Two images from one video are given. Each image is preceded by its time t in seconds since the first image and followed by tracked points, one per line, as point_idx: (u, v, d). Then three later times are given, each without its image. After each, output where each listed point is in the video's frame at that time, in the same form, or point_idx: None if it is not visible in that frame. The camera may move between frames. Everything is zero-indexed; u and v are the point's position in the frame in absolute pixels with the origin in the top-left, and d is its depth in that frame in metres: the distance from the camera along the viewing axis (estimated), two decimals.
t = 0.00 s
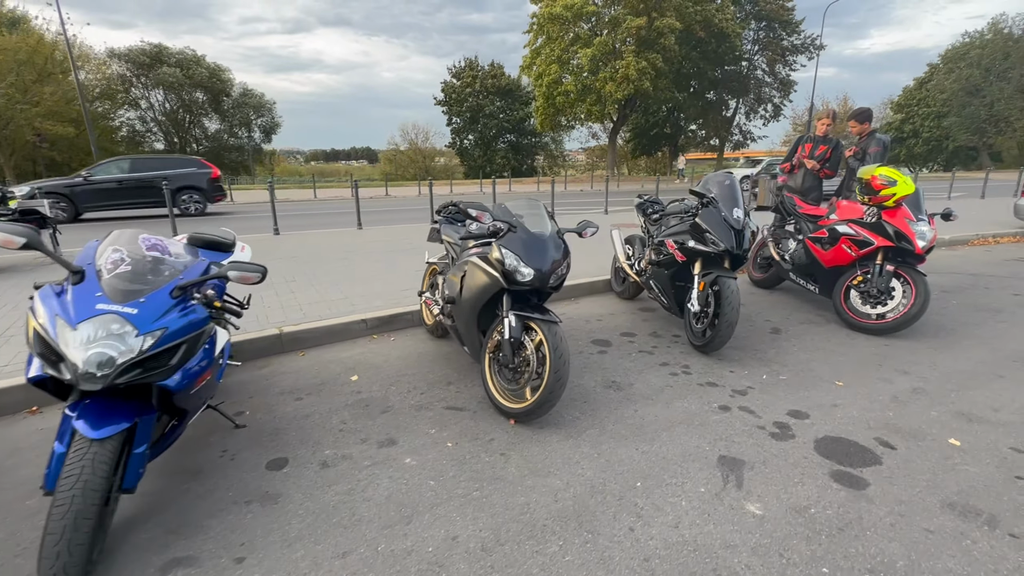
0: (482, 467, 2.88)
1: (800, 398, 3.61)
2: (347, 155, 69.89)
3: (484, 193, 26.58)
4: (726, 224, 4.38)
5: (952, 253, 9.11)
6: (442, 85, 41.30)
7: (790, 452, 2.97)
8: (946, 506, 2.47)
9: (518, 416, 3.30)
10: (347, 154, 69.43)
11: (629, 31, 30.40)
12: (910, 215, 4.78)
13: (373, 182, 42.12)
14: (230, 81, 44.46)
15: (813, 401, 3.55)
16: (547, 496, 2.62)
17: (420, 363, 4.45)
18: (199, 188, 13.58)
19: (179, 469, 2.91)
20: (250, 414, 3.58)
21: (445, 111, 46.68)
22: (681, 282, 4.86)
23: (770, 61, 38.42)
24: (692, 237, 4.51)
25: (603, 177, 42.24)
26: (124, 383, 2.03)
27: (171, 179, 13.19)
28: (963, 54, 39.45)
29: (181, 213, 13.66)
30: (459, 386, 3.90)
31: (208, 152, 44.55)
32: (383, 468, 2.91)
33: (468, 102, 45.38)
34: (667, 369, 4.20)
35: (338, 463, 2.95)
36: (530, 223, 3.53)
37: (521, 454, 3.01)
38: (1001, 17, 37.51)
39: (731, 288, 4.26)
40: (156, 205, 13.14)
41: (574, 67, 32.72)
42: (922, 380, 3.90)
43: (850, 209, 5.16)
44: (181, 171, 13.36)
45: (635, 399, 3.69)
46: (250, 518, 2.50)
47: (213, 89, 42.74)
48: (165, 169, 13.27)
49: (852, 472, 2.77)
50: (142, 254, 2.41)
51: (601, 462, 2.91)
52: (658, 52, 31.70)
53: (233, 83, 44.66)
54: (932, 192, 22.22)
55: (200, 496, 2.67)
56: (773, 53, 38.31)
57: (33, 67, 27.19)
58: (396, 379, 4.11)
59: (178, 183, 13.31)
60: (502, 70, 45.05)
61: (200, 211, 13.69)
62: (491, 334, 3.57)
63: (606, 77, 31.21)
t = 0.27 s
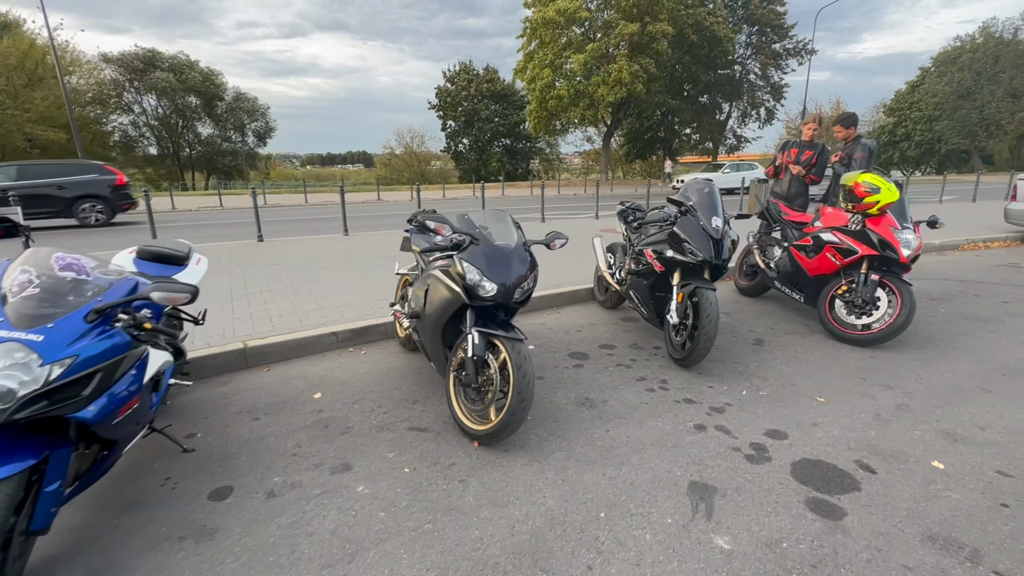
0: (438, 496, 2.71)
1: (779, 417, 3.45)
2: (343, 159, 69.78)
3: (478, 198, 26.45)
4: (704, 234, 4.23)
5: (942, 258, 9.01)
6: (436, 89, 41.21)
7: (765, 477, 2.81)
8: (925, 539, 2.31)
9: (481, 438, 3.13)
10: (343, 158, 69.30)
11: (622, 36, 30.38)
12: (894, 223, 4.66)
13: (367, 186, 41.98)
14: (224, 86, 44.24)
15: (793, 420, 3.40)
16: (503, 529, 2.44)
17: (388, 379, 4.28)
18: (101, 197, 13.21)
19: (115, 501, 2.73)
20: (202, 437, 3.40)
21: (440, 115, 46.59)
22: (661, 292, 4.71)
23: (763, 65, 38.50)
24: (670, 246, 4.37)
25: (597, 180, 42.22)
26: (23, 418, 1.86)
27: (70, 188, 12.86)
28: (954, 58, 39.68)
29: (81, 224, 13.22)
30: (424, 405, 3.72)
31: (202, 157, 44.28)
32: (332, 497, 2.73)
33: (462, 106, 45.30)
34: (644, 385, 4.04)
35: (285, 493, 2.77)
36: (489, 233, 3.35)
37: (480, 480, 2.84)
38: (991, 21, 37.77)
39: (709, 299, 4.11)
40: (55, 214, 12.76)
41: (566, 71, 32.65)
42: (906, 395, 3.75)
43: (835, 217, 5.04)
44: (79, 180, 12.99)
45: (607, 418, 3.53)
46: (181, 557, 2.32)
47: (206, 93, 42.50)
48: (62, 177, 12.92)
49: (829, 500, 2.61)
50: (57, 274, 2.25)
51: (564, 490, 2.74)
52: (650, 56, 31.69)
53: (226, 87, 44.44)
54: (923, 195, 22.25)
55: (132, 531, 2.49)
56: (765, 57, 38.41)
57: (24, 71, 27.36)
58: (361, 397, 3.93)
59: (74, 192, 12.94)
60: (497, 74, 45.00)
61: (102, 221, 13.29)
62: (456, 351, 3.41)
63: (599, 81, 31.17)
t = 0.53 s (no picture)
0: (384, 520, 2.56)
1: (749, 429, 3.33)
2: (335, 164, 69.46)
3: (468, 202, 26.33)
4: (675, 240, 4.12)
5: (924, 262, 9.00)
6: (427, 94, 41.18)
7: (730, 496, 2.68)
8: (893, 564, 2.19)
9: (437, 456, 2.97)
10: (337, 163, 69.13)
11: (610, 42, 30.50)
12: (870, 229, 4.57)
13: (359, 191, 41.81)
14: (214, 91, 43.91)
15: (763, 433, 3.28)
16: (448, 559, 2.29)
17: (350, 392, 4.11)
18: None
19: (37, 530, 2.54)
20: (144, 456, 3.22)
21: (431, 120, 46.53)
22: (634, 300, 4.58)
23: (750, 71, 38.81)
24: (642, 253, 4.25)
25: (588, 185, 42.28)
26: None
27: None
28: (938, 64, 40.27)
29: None
30: (383, 421, 3.56)
31: (191, 162, 43.84)
32: (271, 523, 2.57)
33: (453, 111, 45.21)
34: (614, 397, 3.91)
35: (221, 519, 2.60)
36: (444, 238, 3.18)
37: (431, 503, 2.69)
38: (973, 27, 38.36)
39: (681, 308, 3.99)
40: None
41: (555, 77, 32.66)
42: (882, 405, 3.64)
43: (812, 222, 4.96)
44: None
45: (572, 433, 3.38)
46: None
47: (195, 98, 42.11)
48: None
49: (794, 521, 2.48)
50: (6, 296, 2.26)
51: (518, 512, 2.60)
52: (639, 62, 31.83)
53: (216, 92, 44.12)
54: (908, 199, 22.44)
55: (49, 564, 2.31)
56: (752, 63, 38.77)
57: (8, 76, 27.13)
58: (318, 412, 3.76)
59: None
60: (488, 80, 45.06)
61: None
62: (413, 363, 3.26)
63: (588, 86, 31.24)
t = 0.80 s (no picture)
0: (322, 544, 2.41)
1: (716, 441, 3.21)
2: (330, 166, 69.13)
3: (460, 204, 26.16)
4: (645, 243, 3.99)
5: (909, 263, 8.94)
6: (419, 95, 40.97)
7: (690, 514, 2.55)
8: None
9: (386, 473, 2.83)
10: (330, 165, 68.78)
11: (600, 43, 30.44)
12: (846, 231, 4.47)
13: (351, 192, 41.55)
14: (204, 93, 43.51)
15: (730, 445, 3.16)
16: None
17: (309, 403, 3.96)
18: None
19: None
20: (81, 475, 3.06)
21: (424, 122, 46.32)
22: (605, 305, 4.45)
23: (741, 71, 38.86)
24: (611, 257, 4.13)
25: (581, 186, 42.25)
26: None
27: None
28: (928, 64, 40.49)
29: None
30: (337, 435, 3.42)
31: (182, 164, 43.41)
32: (201, 549, 2.42)
33: (446, 112, 44.98)
34: (581, 406, 3.78)
35: (149, 545, 2.45)
36: (397, 244, 3.06)
37: (374, 524, 2.54)
38: (962, 28, 38.56)
39: (650, 314, 3.86)
40: None
41: (546, 77, 32.53)
42: (855, 413, 3.53)
43: (788, 224, 4.85)
44: None
45: (532, 446, 3.25)
46: None
47: (186, 100, 41.69)
48: None
49: (754, 542, 2.36)
50: None
51: (464, 534, 2.46)
52: (630, 62, 31.76)
53: (207, 94, 43.71)
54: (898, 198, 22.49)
55: None
56: (742, 63, 38.82)
57: None
58: (272, 425, 3.61)
59: None
60: (481, 81, 44.90)
61: None
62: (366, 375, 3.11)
63: (580, 87, 31.15)
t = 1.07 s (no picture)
0: None
1: (679, 459, 3.09)
2: (321, 169, 68.64)
3: (449, 207, 25.99)
4: (611, 253, 3.88)
5: (889, 267, 8.93)
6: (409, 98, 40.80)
7: (644, 542, 2.42)
8: None
9: (329, 499, 2.68)
10: (321, 168, 68.37)
11: (587, 47, 30.47)
12: (818, 239, 4.39)
13: (341, 196, 41.23)
14: (191, 95, 42.99)
15: (693, 464, 3.04)
16: None
17: (262, 421, 3.79)
18: None
19: None
20: (6, 504, 2.88)
21: (413, 125, 46.12)
22: (573, 316, 4.33)
23: (727, 75, 39.07)
24: (578, 267, 4.01)
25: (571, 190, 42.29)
26: None
27: None
28: (911, 69, 41.06)
29: None
30: (286, 456, 3.25)
31: (168, 167, 42.82)
32: None
33: (436, 115, 44.78)
34: (545, 422, 3.65)
35: None
36: (340, 260, 2.88)
37: (310, 557, 2.39)
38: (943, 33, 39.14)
39: (615, 326, 3.74)
40: None
41: (534, 81, 32.45)
42: (824, 427, 3.43)
43: (761, 232, 4.77)
44: None
45: (489, 467, 3.10)
46: None
47: (172, 103, 41.14)
48: None
49: (708, 572, 2.24)
50: None
51: (404, 567, 2.31)
52: (616, 66, 31.81)
53: (194, 96, 43.19)
54: (881, 201, 22.67)
55: None
56: (729, 68, 39.06)
57: None
58: (220, 445, 3.45)
59: None
60: (471, 84, 44.81)
61: None
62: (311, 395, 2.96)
63: (568, 91, 31.16)
